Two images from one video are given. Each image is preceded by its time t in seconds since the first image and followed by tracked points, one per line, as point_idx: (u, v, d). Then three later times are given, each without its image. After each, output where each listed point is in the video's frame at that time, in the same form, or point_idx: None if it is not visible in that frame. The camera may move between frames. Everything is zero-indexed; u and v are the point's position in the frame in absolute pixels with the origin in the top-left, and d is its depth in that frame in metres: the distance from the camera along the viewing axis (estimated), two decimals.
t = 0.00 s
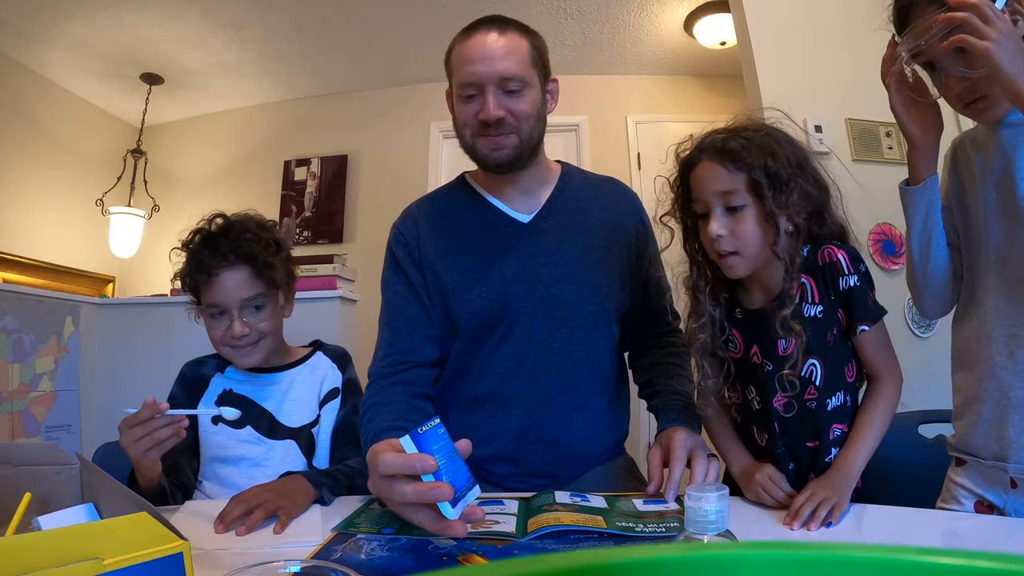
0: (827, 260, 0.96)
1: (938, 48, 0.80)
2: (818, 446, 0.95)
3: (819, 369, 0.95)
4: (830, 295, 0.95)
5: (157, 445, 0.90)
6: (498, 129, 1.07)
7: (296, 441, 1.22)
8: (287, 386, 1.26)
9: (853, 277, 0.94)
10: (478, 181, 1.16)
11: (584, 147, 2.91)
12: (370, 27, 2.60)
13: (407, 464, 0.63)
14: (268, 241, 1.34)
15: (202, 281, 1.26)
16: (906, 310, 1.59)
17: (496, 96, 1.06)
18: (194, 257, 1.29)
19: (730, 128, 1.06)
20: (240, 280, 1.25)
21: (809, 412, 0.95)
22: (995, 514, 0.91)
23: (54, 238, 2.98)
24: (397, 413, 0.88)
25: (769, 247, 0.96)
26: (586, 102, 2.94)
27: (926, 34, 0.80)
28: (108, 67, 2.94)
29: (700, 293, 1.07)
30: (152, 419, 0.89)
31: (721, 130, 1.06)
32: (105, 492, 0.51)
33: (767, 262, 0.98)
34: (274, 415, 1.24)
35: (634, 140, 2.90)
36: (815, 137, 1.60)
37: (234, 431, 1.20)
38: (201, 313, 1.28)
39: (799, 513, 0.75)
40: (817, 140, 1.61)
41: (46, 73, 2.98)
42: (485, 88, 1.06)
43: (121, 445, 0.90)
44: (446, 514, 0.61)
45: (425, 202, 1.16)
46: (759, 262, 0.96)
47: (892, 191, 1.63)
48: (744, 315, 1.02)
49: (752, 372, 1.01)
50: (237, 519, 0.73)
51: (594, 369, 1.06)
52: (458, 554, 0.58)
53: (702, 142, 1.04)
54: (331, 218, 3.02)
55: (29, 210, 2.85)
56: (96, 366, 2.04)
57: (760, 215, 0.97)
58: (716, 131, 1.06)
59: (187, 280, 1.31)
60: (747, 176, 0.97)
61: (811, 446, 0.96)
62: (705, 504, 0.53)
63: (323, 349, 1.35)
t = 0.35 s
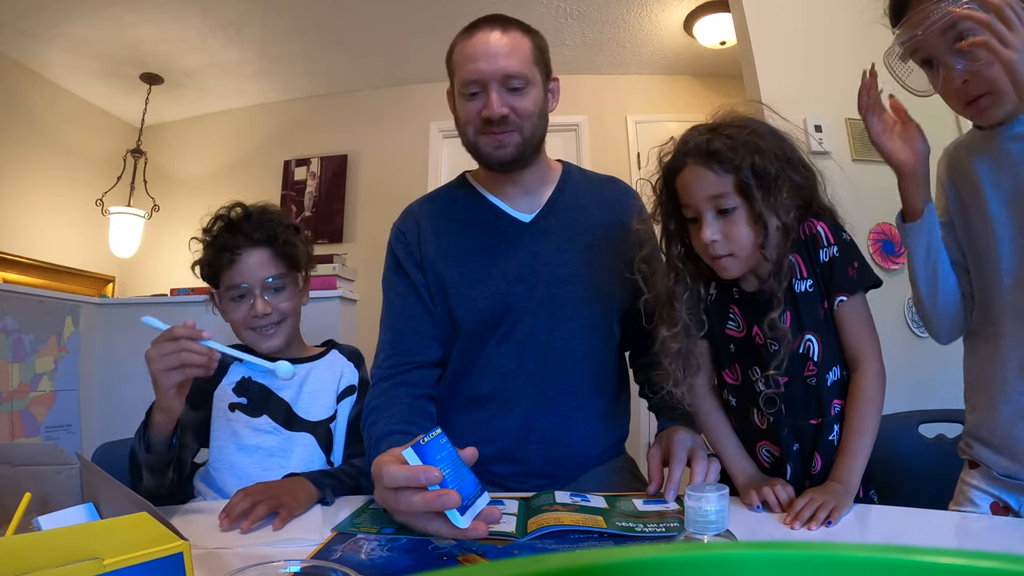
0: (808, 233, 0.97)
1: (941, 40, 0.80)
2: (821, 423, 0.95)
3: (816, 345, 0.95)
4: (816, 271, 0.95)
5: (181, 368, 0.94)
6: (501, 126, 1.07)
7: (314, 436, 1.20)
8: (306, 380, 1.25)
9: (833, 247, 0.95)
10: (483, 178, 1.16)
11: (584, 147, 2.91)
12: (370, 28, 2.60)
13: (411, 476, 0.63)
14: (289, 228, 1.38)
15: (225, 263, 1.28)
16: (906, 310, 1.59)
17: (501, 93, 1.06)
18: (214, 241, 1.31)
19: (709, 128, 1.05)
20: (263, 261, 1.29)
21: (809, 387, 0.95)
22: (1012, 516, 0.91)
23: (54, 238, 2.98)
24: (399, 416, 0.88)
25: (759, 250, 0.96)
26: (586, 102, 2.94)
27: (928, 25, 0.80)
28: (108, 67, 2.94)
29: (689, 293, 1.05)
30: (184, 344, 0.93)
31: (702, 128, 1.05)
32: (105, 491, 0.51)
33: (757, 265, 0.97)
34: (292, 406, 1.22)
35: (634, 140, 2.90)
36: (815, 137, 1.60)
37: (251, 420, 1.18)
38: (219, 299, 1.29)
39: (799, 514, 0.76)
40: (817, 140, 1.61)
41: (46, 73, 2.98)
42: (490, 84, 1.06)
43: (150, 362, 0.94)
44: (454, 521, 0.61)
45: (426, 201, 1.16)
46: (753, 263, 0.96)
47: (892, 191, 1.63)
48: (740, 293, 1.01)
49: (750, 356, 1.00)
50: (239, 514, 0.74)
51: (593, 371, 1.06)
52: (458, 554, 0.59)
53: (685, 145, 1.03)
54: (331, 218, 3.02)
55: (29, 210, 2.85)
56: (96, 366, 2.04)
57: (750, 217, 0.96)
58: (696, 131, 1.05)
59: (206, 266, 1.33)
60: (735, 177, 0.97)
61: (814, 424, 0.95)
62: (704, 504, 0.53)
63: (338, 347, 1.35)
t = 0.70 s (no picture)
0: (830, 217, 0.90)
1: (898, 81, 0.77)
2: (826, 423, 0.93)
3: (827, 341, 0.91)
4: (834, 259, 0.90)
5: (250, 351, 0.83)
6: (508, 127, 1.07)
7: (316, 438, 1.20)
8: (310, 383, 1.26)
9: (854, 235, 0.88)
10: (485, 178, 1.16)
11: (584, 146, 2.91)
12: (370, 27, 2.60)
13: (410, 475, 0.62)
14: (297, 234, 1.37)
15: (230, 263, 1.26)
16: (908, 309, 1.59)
17: (508, 93, 1.06)
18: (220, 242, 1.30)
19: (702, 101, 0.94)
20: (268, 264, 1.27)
21: (816, 386, 0.93)
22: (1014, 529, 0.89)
23: (53, 238, 2.98)
24: (397, 415, 0.89)
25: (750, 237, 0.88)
26: (586, 102, 2.94)
27: (889, 63, 0.77)
28: (107, 67, 2.94)
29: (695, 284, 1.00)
30: (264, 329, 0.82)
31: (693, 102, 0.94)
32: (105, 491, 0.50)
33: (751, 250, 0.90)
34: (297, 407, 1.23)
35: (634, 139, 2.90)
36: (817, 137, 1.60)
37: (258, 422, 1.19)
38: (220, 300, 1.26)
39: (799, 515, 0.76)
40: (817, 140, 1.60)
41: (46, 73, 2.98)
42: (497, 84, 1.06)
43: (221, 334, 0.83)
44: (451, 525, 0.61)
45: (427, 199, 1.16)
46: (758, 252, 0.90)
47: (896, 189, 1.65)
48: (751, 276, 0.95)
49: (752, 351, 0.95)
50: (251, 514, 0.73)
51: (592, 372, 1.06)
52: (458, 554, 0.59)
53: (675, 126, 0.93)
54: (331, 217, 3.02)
55: (28, 209, 2.85)
56: (96, 366, 2.04)
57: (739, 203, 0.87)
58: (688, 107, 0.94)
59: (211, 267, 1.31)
60: (725, 158, 0.87)
61: (820, 424, 0.94)
62: (704, 504, 0.53)
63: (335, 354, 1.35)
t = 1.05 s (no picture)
0: (826, 220, 0.87)
1: (872, 141, 0.68)
2: (818, 437, 0.89)
3: (813, 352, 0.88)
4: (827, 266, 0.86)
5: (275, 340, 0.84)
6: (508, 130, 1.07)
7: (311, 434, 1.20)
8: (306, 378, 1.26)
9: (851, 241, 0.83)
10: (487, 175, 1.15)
11: (584, 146, 2.91)
12: (370, 27, 2.60)
13: (405, 484, 0.60)
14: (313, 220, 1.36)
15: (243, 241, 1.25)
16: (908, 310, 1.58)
17: (508, 95, 1.06)
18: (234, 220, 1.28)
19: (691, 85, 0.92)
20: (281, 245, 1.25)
21: (806, 400, 0.89)
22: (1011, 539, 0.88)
23: (53, 238, 2.98)
24: (397, 419, 0.89)
25: (732, 223, 0.85)
26: (586, 101, 2.94)
27: (861, 122, 0.69)
28: (107, 67, 2.94)
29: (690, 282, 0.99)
30: (294, 321, 0.84)
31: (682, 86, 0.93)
32: (105, 492, 0.50)
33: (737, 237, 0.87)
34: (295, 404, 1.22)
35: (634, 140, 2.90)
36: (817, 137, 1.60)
37: (256, 419, 1.17)
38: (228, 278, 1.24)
39: (800, 514, 0.76)
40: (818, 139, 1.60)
41: (45, 73, 2.98)
42: (498, 85, 1.06)
43: (247, 324, 0.84)
44: (445, 535, 0.58)
45: (425, 200, 1.15)
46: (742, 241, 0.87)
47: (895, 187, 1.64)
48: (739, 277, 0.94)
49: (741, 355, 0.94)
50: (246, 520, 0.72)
51: (592, 374, 1.06)
52: (458, 554, 0.59)
53: (661, 108, 0.92)
54: (331, 217, 3.02)
55: (29, 210, 2.85)
56: (96, 366, 2.04)
57: (718, 185, 0.85)
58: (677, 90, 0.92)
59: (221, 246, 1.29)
60: (702, 141, 0.85)
61: (809, 439, 0.89)
62: (705, 504, 0.53)
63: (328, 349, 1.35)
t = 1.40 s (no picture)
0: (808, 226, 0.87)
1: (844, 172, 0.65)
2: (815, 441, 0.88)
3: (805, 358, 0.88)
4: (811, 274, 0.88)
5: (301, 346, 0.77)
6: (512, 134, 1.08)
7: (280, 445, 1.08)
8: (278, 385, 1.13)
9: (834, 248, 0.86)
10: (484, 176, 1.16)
11: (583, 146, 2.91)
12: (369, 27, 2.60)
13: (403, 485, 0.60)
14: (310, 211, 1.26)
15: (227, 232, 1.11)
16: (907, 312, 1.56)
17: (511, 99, 1.08)
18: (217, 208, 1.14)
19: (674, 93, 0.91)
20: (274, 240, 1.13)
21: (799, 404, 0.89)
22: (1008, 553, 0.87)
23: (53, 238, 2.98)
24: (394, 420, 0.89)
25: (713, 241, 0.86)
26: (586, 101, 2.95)
27: (832, 149, 0.66)
28: (107, 67, 2.94)
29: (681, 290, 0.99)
30: (319, 323, 0.77)
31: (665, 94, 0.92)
32: (105, 492, 0.50)
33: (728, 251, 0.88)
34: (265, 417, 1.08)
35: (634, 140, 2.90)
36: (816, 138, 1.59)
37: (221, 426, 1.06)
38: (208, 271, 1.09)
39: (800, 514, 0.76)
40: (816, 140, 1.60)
41: (46, 73, 2.98)
42: (500, 90, 1.07)
43: (265, 329, 0.76)
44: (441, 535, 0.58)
45: (422, 200, 1.15)
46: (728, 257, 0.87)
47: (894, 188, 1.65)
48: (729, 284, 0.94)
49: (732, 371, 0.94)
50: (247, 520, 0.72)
51: (592, 375, 1.06)
52: (458, 553, 0.59)
53: (646, 120, 0.91)
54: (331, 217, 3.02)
55: (29, 210, 2.85)
56: (96, 366, 2.04)
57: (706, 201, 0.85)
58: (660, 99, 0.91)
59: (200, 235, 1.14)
60: (690, 154, 0.84)
61: (807, 443, 0.88)
62: (705, 504, 0.53)
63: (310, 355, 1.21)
